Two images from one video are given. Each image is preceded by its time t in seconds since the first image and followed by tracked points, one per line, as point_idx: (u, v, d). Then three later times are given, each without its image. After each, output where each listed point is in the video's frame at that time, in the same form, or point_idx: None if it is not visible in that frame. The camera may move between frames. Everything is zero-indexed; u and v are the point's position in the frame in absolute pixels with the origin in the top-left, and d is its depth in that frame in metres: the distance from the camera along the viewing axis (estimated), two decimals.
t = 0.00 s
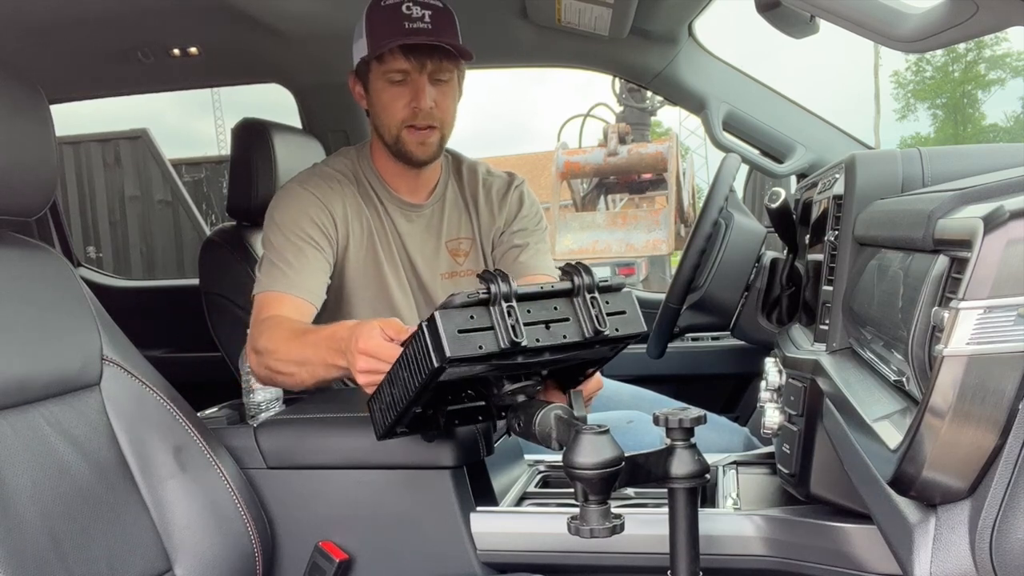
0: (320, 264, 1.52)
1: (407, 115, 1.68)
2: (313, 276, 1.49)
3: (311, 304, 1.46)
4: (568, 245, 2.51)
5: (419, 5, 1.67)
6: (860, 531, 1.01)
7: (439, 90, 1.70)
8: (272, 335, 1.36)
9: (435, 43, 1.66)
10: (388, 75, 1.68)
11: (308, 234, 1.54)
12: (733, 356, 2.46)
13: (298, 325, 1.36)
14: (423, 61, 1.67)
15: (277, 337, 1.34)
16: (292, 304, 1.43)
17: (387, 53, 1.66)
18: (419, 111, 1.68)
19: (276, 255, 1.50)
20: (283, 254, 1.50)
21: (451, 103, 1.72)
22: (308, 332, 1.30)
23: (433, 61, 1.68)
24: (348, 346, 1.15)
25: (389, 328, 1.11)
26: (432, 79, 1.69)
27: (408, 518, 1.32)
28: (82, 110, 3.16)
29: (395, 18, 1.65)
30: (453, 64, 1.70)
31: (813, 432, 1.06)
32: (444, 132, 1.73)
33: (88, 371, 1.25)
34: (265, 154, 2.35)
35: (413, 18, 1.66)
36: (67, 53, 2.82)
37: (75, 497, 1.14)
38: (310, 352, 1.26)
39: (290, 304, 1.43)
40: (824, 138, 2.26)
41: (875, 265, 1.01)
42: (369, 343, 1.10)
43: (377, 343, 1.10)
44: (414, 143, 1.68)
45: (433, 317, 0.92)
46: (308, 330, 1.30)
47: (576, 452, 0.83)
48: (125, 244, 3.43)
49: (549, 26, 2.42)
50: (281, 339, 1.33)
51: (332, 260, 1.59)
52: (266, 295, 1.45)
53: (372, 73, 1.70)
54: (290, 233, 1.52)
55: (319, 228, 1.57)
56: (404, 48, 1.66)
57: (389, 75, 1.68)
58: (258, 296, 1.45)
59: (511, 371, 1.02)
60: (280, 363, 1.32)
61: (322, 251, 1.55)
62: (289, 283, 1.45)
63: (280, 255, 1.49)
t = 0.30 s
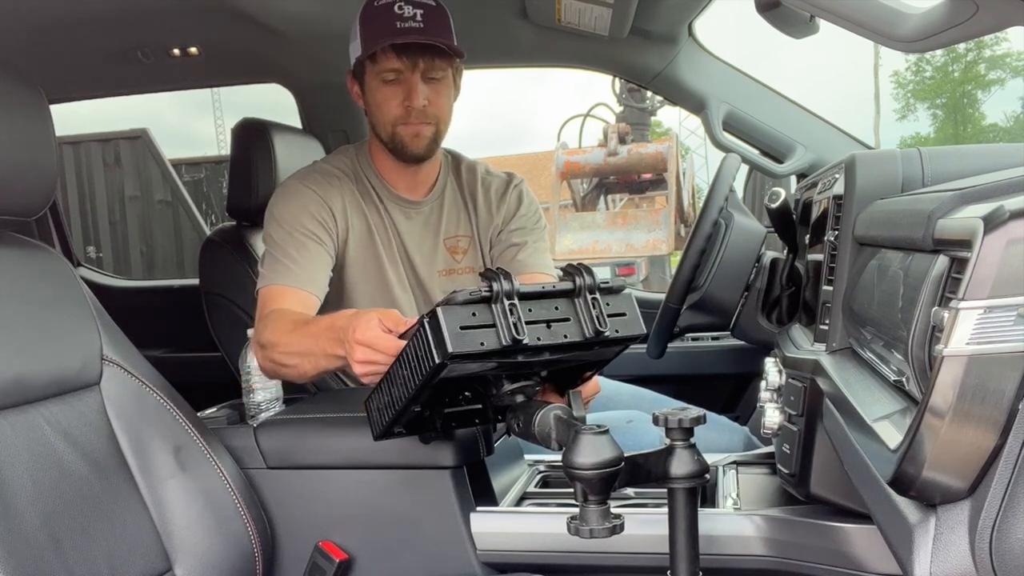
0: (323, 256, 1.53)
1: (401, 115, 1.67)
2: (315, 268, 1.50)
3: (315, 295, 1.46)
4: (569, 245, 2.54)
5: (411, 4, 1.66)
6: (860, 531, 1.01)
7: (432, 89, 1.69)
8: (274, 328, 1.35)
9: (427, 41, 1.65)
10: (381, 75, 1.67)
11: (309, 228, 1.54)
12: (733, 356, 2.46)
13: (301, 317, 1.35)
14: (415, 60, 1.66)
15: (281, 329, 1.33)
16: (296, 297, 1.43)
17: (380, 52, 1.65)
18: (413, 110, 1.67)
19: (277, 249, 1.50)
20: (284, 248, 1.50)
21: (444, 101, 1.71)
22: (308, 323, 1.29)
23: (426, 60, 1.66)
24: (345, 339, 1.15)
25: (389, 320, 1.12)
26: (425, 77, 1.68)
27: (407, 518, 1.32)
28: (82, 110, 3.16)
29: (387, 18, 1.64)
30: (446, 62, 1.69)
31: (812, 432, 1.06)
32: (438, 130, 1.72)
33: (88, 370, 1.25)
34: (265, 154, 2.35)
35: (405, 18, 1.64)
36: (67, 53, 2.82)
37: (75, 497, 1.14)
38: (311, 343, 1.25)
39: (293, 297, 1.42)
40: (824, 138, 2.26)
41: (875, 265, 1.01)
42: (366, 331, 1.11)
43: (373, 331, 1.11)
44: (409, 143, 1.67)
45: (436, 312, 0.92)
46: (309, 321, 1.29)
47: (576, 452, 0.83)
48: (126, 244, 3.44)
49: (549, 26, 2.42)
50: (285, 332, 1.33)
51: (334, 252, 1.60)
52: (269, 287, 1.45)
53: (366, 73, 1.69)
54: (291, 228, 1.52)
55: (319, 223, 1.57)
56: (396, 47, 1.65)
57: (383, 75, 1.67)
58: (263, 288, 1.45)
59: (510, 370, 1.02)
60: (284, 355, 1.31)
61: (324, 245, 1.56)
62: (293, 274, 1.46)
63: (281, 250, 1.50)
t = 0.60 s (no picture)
0: (319, 258, 1.53)
1: (409, 106, 1.69)
2: (311, 271, 1.49)
3: (307, 300, 1.46)
4: (568, 245, 2.54)
5: None
6: (860, 531, 1.01)
7: (440, 81, 1.72)
8: (265, 330, 1.35)
9: (434, 33, 1.68)
10: (388, 67, 1.70)
11: (309, 228, 1.54)
12: (733, 356, 2.46)
13: (294, 323, 1.35)
14: (423, 52, 1.69)
15: (271, 332, 1.34)
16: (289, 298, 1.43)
17: (387, 44, 1.68)
18: (421, 101, 1.68)
19: (276, 248, 1.50)
20: (283, 248, 1.50)
21: (451, 94, 1.73)
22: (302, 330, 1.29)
23: (433, 52, 1.70)
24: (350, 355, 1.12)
25: (385, 329, 1.10)
26: (433, 69, 1.71)
27: (407, 518, 1.32)
28: (82, 110, 3.16)
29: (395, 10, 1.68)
30: (452, 56, 1.72)
31: (812, 432, 1.06)
32: (446, 124, 1.74)
33: (88, 370, 1.25)
34: (265, 153, 2.35)
35: (413, 10, 1.68)
36: (67, 53, 2.82)
37: (75, 497, 1.14)
38: (300, 349, 1.26)
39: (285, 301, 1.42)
40: (823, 137, 2.27)
41: (875, 265, 1.01)
42: (375, 349, 1.09)
43: (383, 348, 1.09)
44: (417, 135, 1.68)
45: (421, 322, 0.92)
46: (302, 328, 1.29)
47: (576, 451, 0.83)
48: (126, 244, 3.44)
49: (549, 26, 2.42)
50: (274, 335, 1.33)
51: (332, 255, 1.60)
52: (263, 290, 1.44)
53: (373, 67, 1.72)
54: (291, 227, 1.52)
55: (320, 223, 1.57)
56: (404, 39, 1.68)
57: (390, 67, 1.70)
58: (255, 288, 1.45)
59: (505, 371, 1.02)
60: (269, 358, 1.32)
61: (321, 247, 1.55)
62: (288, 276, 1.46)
63: (280, 250, 1.49)
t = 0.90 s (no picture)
0: (275, 253, 1.54)
1: (450, 117, 1.68)
2: (261, 263, 1.52)
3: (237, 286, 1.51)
4: (569, 245, 2.53)
5: (473, 10, 1.68)
6: (860, 531, 1.01)
7: (483, 95, 1.71)
8: (198, 293, 1.45)
9: (487, 47, 1.67)
10: (434, 73, 1.68)
11: (286, 218, 1.55)
12: (733, 356, 2.46)
13: (227, 295, 1.46)
14: (471, 64, 1.68)
15: (204, 297, 1.44)
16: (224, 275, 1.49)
17: (436, 50, 1.67)
18: (463, 114, 1.68)
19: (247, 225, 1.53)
20: (254, 228, 1.53)
21: (491, 110, 1.73)
22: (243, 315, 1.41)
23: (481, 66, 1.69)
24: (291, 360, 1.23)
25: (324, 342, 1.21)
26: (479, 83, 1.70)
27: (407, 518, 1.32)
28: (82, 111, 3.16)
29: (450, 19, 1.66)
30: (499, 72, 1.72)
31: (812, 432, 1.06)
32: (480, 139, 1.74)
33: (88, 370, 1.25)
34: (265, 154, 2.34)
35: (467, 21, 1.67)
36: (68, 54, 2.83)
37: (75, 497, 1.14)
38: (234, 325, 1.40)
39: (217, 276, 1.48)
40: (823, 137, 2.27)
41: (875, 265, 1.01)
42: (312, 359, 1.19)
43: (319, 358, 1.19)
44: (453, 145, 1.68)
45: (416, 323, 0.92)
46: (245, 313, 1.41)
47: (576, 451, 0.83)
48: (126, 243, 3.44)
49: (549, 26, 2.42)
50: (207, 303, 1.43)
51: (294, 262, 1.59)
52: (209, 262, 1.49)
53: (417, 69, 1.70)
54: (272, 208, 1.55)
55: (303, 213, 1.58)
56: (455, 48, 1.67)
57: (436, 73, 1.68)
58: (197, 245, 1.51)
59: (504, 370, 1.02)
60: (195, 318, 1.44)
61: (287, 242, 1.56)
62: (239, 251, 1.51)
63: (251, 224, 1.53)
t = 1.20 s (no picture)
0: (292, 258, 1.53)
1: (466, 123, 1.69)
2: (279, 269, 1.51)
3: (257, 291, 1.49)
4: (569, 246, 2.57)
5: (505, 21, 1.68)
6: (860, 531, 1.01)
7: (501, 105, 1.72)
8: (218, 302, 1.42)
9: (513, 59, 1.67)
10: (457, 78, 1.68)
11: (303, 221, 1.55)
12: (733, 356, 2.46)
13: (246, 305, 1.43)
14: (496, 74, 1.68)
15: (225, 308, 1.41)
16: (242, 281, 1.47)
17: (463, 56, 1.66)
18: (480, 121, 1.69)
19: (264, 228, 1.53)
20: (271, 231, 1.52)
21: (508, 120, 1.73)
22: (257, 320, 1.38)
23: (505, 77, 1.69)
24: (295, 358, 1.20)
25: (329, 337, 1.19)
26: (499, 93, 1.70)
27: (407, 518, 1.32)
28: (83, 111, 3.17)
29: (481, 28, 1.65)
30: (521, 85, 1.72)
31: (812, 431, 1.06)
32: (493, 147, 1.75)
33: (88, 370, 1.25)
34: (265, 153, 2.36)
35: (497, 32, 1.66)
36: (68, 54, 2.83)
37: (75, 496, 1.14)
38: (248, 333, 1.36)
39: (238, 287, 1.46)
40: (824, 138, 2.26)
41: (875, 265, 1.01)
42: (316, 353, 1.17)
43: (324, 354, 1.16)
44: (467, 151, 1.68)
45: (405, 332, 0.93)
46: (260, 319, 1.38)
47: (576, 451, 0.83)
48: (126, 243, 3.44)
49: (549, 26, 2.42)
50: (225, 313, 1.41)
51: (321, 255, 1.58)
52: (227, 268, 1.48)
53: (440, 70, 1.70)
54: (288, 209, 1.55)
55: (320, 213, 1.57)
56: (482, 56, 1.67)
57: (458, 78, 1.68)
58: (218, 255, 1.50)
59: (497, 373, 1.02)
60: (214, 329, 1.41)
61: (304, 244, 1.55)
62: (257, 255, 1.50)
63: (267, 226, 1.53)
